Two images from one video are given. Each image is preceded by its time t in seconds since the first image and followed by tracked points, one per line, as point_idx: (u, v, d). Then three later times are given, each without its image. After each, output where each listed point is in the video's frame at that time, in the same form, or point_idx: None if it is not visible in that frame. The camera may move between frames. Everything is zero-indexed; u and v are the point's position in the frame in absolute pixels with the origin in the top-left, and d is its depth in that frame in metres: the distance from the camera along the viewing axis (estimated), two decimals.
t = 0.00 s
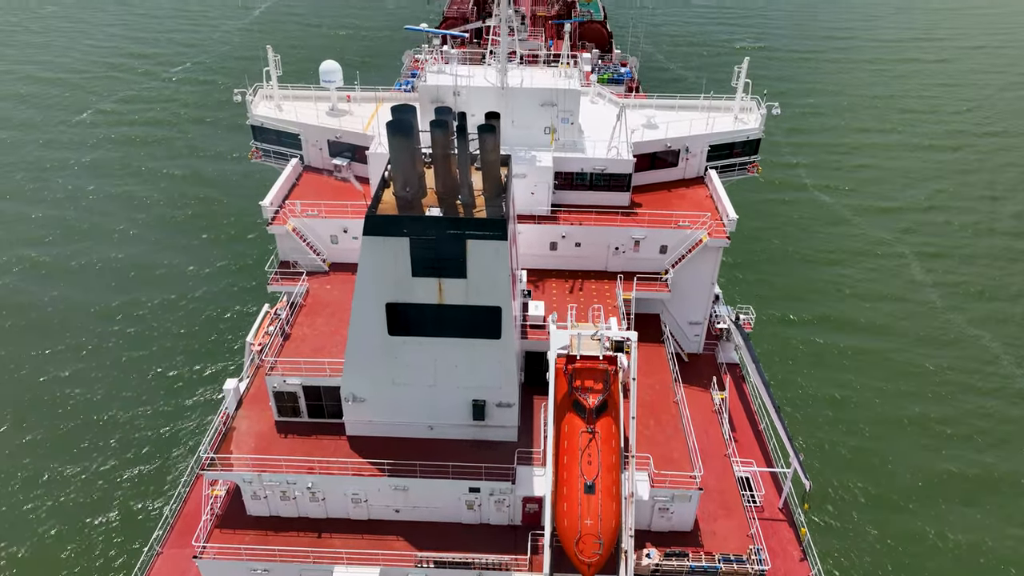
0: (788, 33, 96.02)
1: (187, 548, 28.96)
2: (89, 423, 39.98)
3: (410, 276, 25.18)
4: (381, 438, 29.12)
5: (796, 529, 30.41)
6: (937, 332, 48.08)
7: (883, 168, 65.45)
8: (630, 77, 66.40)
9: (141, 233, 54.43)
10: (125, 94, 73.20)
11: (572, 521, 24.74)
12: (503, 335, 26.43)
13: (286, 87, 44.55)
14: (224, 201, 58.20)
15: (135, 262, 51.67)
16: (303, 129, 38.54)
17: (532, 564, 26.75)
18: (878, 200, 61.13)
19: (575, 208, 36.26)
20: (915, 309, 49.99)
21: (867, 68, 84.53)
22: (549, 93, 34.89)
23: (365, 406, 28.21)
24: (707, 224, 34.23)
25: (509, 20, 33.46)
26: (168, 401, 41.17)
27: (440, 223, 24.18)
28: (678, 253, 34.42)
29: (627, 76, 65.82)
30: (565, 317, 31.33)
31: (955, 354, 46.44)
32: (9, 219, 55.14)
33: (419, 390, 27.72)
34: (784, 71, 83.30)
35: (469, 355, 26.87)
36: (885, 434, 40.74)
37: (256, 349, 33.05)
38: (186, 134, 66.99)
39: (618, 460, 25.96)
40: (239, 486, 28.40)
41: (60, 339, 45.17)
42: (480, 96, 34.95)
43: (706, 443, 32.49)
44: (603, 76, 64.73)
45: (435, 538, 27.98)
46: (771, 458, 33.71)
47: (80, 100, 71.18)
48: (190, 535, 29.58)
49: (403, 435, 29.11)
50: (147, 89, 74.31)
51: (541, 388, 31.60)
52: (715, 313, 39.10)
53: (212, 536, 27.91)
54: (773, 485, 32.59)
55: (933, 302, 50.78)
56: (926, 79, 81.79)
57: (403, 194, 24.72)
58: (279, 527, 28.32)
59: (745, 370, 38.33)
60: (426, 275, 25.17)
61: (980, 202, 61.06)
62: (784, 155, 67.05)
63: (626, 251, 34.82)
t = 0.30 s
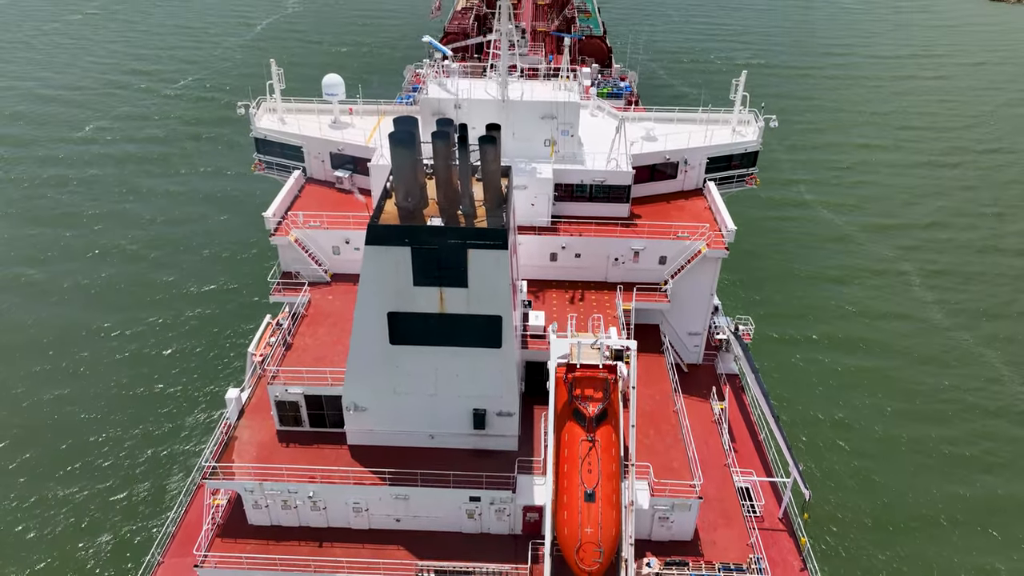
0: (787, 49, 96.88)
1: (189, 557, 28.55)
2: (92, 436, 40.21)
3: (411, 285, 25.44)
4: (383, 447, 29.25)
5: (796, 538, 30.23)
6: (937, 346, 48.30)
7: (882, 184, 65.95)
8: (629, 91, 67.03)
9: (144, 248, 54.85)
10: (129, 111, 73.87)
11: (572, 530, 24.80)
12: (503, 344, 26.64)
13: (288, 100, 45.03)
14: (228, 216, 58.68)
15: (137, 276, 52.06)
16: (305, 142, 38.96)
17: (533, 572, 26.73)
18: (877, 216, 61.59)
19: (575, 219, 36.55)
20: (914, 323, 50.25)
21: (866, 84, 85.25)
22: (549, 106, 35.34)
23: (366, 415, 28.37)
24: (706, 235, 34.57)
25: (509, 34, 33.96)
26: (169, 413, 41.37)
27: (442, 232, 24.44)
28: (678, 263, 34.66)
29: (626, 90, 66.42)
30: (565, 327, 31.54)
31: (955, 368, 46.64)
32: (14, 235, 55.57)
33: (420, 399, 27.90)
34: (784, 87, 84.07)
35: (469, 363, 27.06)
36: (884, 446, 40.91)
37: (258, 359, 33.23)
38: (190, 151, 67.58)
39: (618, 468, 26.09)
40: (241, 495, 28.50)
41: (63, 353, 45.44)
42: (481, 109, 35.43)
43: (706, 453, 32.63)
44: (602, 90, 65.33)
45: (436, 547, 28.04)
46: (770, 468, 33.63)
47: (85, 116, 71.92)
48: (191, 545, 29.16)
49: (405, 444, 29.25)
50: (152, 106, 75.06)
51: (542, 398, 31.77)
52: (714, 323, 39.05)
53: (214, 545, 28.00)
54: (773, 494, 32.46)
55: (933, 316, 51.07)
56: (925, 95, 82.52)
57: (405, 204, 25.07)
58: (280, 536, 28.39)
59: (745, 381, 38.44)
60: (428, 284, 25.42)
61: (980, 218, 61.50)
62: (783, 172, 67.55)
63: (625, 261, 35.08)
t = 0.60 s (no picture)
0: (786, 65, 97.65)
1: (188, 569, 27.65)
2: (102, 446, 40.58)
3: (413, 295, 25.67)
4: (384, 456, 29.39)
5: (796, 549, 30.14)
6: (936, 359, 48.64)
7: (882, 200, 66.46)
8: (628, 105, 67.65)
9: (147, 263, 55.28)
10: (133, 127, 74.56)
11: (572, 538, 24.90)
12: (504, 353, 26.82)
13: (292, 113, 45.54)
14: (231, 231, 59.18)
15: (141, 291, 52.43)
16: (308, 154, 39.35)
17: None
18: (877, 232, 62.05)
19: (575, 230, 36.88)
20: (913, 336, 50.60)
21: (865, 100, 85.98)
22: (549, 119, 35.76)
23: (368, 424, 28.53)
24: (705, 246, 34.90)
25: (510, 48, 34.46)
26: (171, 427, 41.63)
27: (443, 242, 24.71)
28: (677, 274, 34.94)
29: (626, 104, 67.05)
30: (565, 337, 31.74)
31: (954, 381, 46.92)
32: (18, 250, 55.95)
33: (421, 408, 28.06)
34: (783, 103, 84.85)
35: (470, 372, 27.25)
36: (882, 458, 41.18)
37: (259, 370, 33.41)
38: (193, 167, 68.17)
39: (618, 477, 26.18)
40: (242, 505, 28.60)
41: (65, 367, 45.68)
42: (482, 121, 35.88)
43: (706, 463, 32.76)
44: (602, 104, 65.97)
45: (437, 556, 28.10)
46: (770, 477, 33.59)
47: (90, 133, 72.58)
48: (190, 557, 28.26)
49: (405, 454, 29.38)
50: (156, 122, 75.78)
51: (543, 408, 32.00)
52: (714, 333, 39.10)
53: (215, 554, 28.09)
54: (773, 503, 32.30)
55: (933, 329, 51.39)
56: (925, 112, 83.19)
57: (408, 214, 25.60)
58: (282, 545, 28.48)
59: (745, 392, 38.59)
60: (429, 293, 25.66)
61: (980, 233, 61.94)
62: (783, 188, 68.05)
63: (625, 272, 35.36)
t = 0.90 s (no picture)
0: (785, 81, 98.45)
1: None
2: (106, 460, 40.88)
3: (414, 304, 25.91)
4: (385, 466, 29.49)
5: (796, 559, 30.13)
6: (937, 375, 48.98)
7: (881, 215, 66.97)
8: (627, 118, 68.23)
9: (151, 279, 55.70)
10: (138, 143, 75.22)
11: (573, 547, 25.04)
12: (505, 362, 27.01)
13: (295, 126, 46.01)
14: (234, 247, 59.62)
15: (144, 307, 52.79)
16: (310, 167, 39.74)
17: None
18: (876, 247, 62.52)
19: (574, 242, 37.17)
20: (914, 353, 50.93)
21: (865, 116, 86.72)
22: (548, 131, 36.15)
23: (369, 434, 28.67)
24: (703, 257, 35.24)
25: (510, 62, 34.92)
26: (174, 443, 41.89)
27: (445, 252, 24.97)
28: (676, 285, 35.19)
29: (625, 118, 67.66)
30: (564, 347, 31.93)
31: (955, 396, 47.25)
32: (20, 267, 56.35)
33: (422, 418, 28.21)
34: (782, 119, 85.56)
35: (471, 382, 27.43)
36: (882, 473, 41.44)
37: (260, 381, 33.59)
38: (198, 183, 68.76)
39: (618, 486, 26.27)
40: (243, 514, 28.66)
41: (67, 383, 45.90)
42: (482, 134, 36.31)
43: (706, 473, 32.87)
44: (602, 118, 66.59)
45: (437, 566, 28.15)
46: (770, 488, 33.70)
47: (94, 149, 73.23)
48: (193, 564, 28.40)
49: (406, 464, 29.48)
50: (161, 138, 76.48)
51: (543, 419, 32.16)
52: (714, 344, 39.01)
53: (215, 564, 28.13)
54: (772, 514, 32.27)
55: (933, 345, 51.74)
56: (923, 128, 83.86)
57: (410, 224, 25.77)
58: (282, 555, 28.52)
59: (744, 404, 38.70)
60: (430, 303, 25.90)
61: (980, 249, 62.42)
62: (782, 203, 68.52)
63: (624, 283, 35.62)
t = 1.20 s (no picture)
0: (784, 97, 99.24)
1: None
2: (107, 475, 41.05)
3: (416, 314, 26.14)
4: (386, 476, 29.60)
5: (796, 569, 30.17)
6: (938, 391, 49.25)
7: (881, 231, 67.43)
8: (626, 132, 68.81)
9: (155, 295, 56.12)
10: (142, 159, 75.88)
11: (573, 556, 25.05)
12: (505, 372, 27.19)
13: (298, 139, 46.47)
14: (238, 263, 60.07)
15: (147, 323, 53.17)
16: (313, 179, 40.12)
17: None
18: (877, 263, 62.93)
19: (575, 253, 37.46)
20: (915, 369, 51.22)
21: (864, 132, 87.38)
22: (549, 144, 36.54)
23: (370, 444, 28.80)
24: (703, 268, 35.46)
25: (511, 76, 35.39)
26: (178, 457, 42.14)
27: (446, 262, 25.22)
28: (676, 296, 35.44)
29: (624, 132, 68.24)
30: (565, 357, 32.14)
31: (957, 411, 47.52)
32: (24, 283, 56.70)
33: (423, 427, 28.36)
34: (781, 135, 86.23)
35: (471, 391, 27.60)
36: (883, 488, 41.64)
37: (262, 392, 33.76)
38: (202, 199, 69.33)
39: (618, 495, 26.36)
40: (245, 524, 28.72)
41: (70, 398, 46.18)
42: (484, 147, 36.71)
43: (706, 483, 32.98)
44: (602, 132, 67.22)
45: None
46: (770, 499, 33.74)
47: (99, 165, 73.87)
48: None
49: (407, 473, 29.59)
50: (165, 155, 77.18)
51: (543, 429, 32.30)
52: (714, 356, 39.52)
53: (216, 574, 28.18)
54: (772, 525, 32.32)
55: (935, 361, 52.03)
56: (922, 143, 84.45)
57: (411, 235, 25.90)
58: (283, 565, 28.57)
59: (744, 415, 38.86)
60: (432, 313, 26.13)
61: (981, 265, 62.84)
62: (781, 219, 68.96)
63: (624, 294, 35.87)
